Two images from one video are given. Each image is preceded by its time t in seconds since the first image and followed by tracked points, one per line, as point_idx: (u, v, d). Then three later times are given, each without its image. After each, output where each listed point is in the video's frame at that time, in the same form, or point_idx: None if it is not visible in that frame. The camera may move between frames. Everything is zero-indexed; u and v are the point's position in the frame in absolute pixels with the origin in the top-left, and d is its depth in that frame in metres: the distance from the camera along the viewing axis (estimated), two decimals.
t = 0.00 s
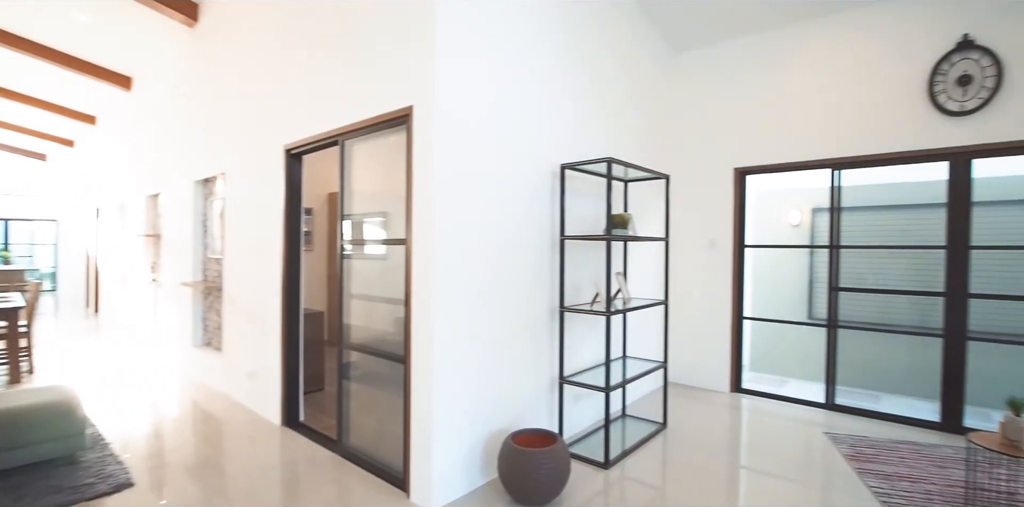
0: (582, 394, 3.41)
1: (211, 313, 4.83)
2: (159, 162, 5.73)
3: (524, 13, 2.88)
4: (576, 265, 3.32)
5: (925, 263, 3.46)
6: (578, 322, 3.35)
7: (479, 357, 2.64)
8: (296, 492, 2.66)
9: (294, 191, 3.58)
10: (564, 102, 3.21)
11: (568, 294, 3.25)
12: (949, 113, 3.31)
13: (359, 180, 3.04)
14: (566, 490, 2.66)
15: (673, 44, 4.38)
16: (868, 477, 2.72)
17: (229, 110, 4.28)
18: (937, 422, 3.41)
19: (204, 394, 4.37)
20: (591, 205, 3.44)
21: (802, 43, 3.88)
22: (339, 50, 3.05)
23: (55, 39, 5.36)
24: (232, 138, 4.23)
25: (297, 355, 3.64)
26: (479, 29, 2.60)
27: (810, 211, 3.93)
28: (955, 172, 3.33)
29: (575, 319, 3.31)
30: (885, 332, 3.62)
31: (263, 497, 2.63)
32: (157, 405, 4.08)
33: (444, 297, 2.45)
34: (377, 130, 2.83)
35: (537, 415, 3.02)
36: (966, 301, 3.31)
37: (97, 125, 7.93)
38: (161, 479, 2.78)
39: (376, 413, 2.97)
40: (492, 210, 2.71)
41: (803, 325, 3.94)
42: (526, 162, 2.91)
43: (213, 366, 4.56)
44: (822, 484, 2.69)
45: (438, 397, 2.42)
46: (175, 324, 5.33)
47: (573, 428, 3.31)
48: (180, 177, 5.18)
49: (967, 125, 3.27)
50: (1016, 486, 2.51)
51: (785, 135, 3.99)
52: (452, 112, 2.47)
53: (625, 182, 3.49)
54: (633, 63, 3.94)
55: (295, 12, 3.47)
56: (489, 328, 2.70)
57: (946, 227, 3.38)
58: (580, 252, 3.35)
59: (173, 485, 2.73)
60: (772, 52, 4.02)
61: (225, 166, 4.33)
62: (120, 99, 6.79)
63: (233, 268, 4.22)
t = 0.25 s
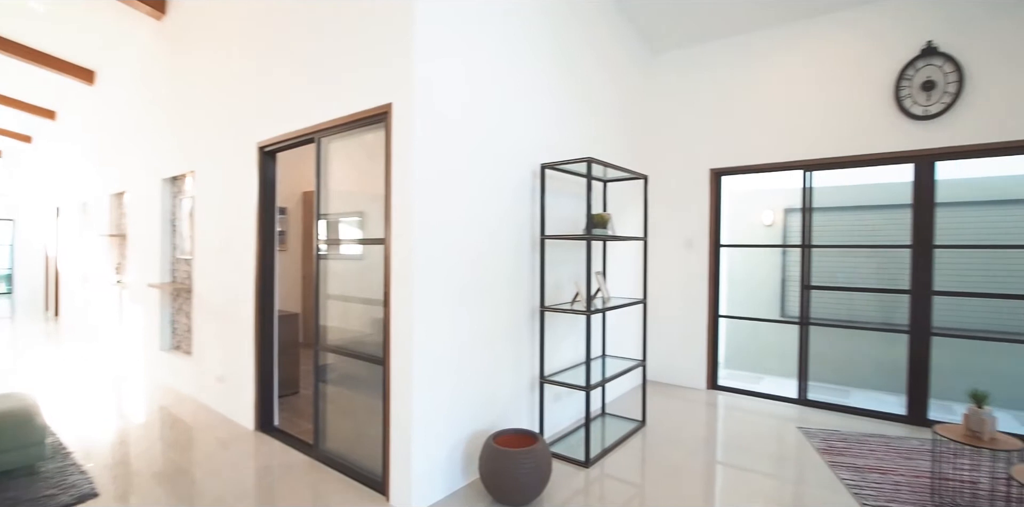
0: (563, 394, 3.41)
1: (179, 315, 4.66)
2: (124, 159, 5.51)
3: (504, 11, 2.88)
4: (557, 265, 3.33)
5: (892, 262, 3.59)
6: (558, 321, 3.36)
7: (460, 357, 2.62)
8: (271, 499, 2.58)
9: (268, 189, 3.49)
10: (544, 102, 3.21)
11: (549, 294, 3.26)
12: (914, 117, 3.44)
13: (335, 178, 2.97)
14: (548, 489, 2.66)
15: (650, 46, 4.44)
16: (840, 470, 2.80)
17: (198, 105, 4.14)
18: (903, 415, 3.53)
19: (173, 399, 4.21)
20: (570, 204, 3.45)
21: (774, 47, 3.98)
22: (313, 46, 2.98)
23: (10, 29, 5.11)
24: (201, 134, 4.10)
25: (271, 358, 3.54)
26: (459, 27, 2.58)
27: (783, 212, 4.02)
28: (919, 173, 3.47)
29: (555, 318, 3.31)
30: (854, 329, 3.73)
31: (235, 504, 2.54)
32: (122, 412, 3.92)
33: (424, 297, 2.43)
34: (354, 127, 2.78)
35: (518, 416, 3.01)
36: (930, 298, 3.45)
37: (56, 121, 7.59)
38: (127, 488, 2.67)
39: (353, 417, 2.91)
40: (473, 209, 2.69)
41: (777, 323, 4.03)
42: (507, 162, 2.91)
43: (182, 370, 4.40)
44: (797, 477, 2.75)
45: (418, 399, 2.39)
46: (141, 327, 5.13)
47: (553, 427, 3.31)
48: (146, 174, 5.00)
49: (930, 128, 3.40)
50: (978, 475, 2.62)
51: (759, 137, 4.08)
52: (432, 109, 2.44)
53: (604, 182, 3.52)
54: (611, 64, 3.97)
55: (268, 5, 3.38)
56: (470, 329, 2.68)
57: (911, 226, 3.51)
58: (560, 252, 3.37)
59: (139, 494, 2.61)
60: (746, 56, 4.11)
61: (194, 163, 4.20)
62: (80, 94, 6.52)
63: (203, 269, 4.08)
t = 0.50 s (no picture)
0: (542, 393, 3.42)
1: (145, 318, 4.49)
2: (85, 156, 5.28)
3: (483, 10, 2.86)
4: (536, 265, 3.33)
5: (859, 261, 3.71)
6: (537, 321, 3.36)
7: (439, 359, 2.60)
8: None
9: (239, 188, 3.39)
10: (522, 102, 3.21)
11: (528, 294, 3.26)
12: (879, 121, 3.57)
13: (309, 177, 2.90)
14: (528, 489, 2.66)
15: (626, 49, 4.49)
16: (811, 463, 2.88)
17: (165, 100, 4.00)
18: (870, 409, 3.66)
19: (138, 406, 4.05)
20: (549, 204, 3.46)
21: (747, 51, 4.07)
22: (286, 41, 2.90)
23: None
24: (168, 130, 3.95)
25: (243, 362, 3.44)
26: (438, 25, 2.56)
27: (755, 212, 4.12)
28: (884, 176, 3.60)
29: (535, 318, 3.31)
30: (823, 326, 3.84)
31: None
32: (83, 419, 3.75)
33: (403, 298, 2.39)
34: (330, 125, 2.72)
35: (498, 416, 3.01)
36: (894, 296, 3.58)
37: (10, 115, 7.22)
38: (90, 499, 2.55)
39: (330, 420, 2.85)
40: (452, 209, 2.67)
41: (749, 321, 4.13)
42: (486, 161, 2.90)
43: (148, 375, 4.24)
44: (770, 471, 2.82)
45: (397, 402, 2.36)
46: (103, 331, 4.92)
47: (533, 427, 3.31)
48: (108, 172, 4.80)
49: (894, 132, 3.54)
50: (940, 465, 2.73)
51: (733, 139, 4.17)
52: (411, 108, 2.42)
53: (582, 182, 3.54)
54: (588, 65, 4.00)
55: None
56: (449, 329, 2.66)
57: (877, 227, 3.64)
58: (539, 252, 3.37)
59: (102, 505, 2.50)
60: (719, 59, 4.20)
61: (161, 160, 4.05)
62: (37, 87, 6.22)
63: (170, 270, 3.94)
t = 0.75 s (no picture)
0: (522, 394, 3.42)
1: (109, 322, 4.32)
2: (44, 152, 5.05)
3: (462, 9, 2.85)
4: (516, 265, 3.34)
5: (828, 261, 3.83)
6: (517, 322, 3.37)
7: (419, 360, 2.58)
8: None
9: (210, 187, 3.29)
10: (501, 102, 3.21)
11: (508, 294, 3.26)
12: (847, 126, 3.69)
13: (283, 176, 2.84)
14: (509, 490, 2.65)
15: (603, 51, 4.53)
16: (784, 458, 2.96)
17: (130, 96, 3.86)
18: (839, 404, 3.78)
19: (103, 413, 3.90)
20: (529, 205, 3.47)
21: (721, 56, 4.15)
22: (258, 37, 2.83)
23: None
24: (134, 127, 3.82)
25: (215, 365, 3.35)
26: (416, 24, 2.54)
27: (729, 214, 4.21)
28: (851, 179, 3.73)
29: (514, 318, 3.32)
30: (794, 324, 3.95)
31: None
32: (43, 428, 3.59)
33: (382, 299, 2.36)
34: (306, 123, 2.67)
35: (478, 417, 3.00)
36: (861, 295, 3.71)
37: None
38: None
39: (306, 424, 2.79)
40: (432, 209, 2.65)
41: (723, 320, 4.22)
42: (465, 162, 2.89)
43: (113, 381, 4.08)
44: (745, 466, 2.89)
45: (376, 405, 2.33)
46: (64, 335, 4.72)
47: (513, 428, 3.31)
48: (69, 170, 4.60)
49: (861, 137, 3.66)
50: (905, 457, 2.84)
51: (707, 142, 4.25)
52: (390, 106, 2.39)
53: (561, 183, 3.56)
54: (567, 67, 4.02)
55: None
56: (428, 330, 2.64)
57: (845, 228, 3.76)
58: (519, 253, 3.38)
59: None
60: (694, 63, 4.27)
61: (126, 158, 3.90)
62: None
63: (137, 271, 3.80)
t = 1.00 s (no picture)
0: (501, 394, 3.42)
1: (70, 325, 4.14)
2: None
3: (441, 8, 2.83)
4: (496, 266, 3.34)
5: (798, 261, 3.95)
6: (497, 322, 3.36)
7: (398, 362, 2.55)
8: None
9: (179, 185, 3.19)
10: (480, 102, 3.21)
11: (488, 295, 3.26)
12: (816, 130, 3.81)
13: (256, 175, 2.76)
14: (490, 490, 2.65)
15: (581, 53, 4.56)
16: (757, 452, 3.04)
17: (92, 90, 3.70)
18: (808, 399, 3.91)
19: (64, 421, 3.74)
20: (508, 205, 3.47)
21: (696, 59, 4.23)
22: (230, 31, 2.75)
23: None
24: (97, 122, 3.67)
25: (184, 369, 3.24)
26: (395, 22, 2.51)
27: (703, 214, 4.30)
28: (820, 181, 3.86)
29: (494, 319, 3.31)
30: (767, 322, 4.06)
31: None
32: None
33: (361, 301, 2.33)
34: (280, 121, 2.60)
35: (458, 418, 2.99)
36: (829, 293, 3.84)
37: None
38: None
39: (281, 429, 2.73)
40: (411, 209, 2.63)
41: (699, 318, 4.30)
42: (445, 162, 2.87)
43: (75, 387, 3.91)
44: (721, 461, 2.95)
45: (355, 408, 2.29)
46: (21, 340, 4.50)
47: (492, 428, 3.31)
48: (26, 166, 4.39)
49: (829, 140, 3.78)
50: (873, 448, 2.95)
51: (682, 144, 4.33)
52: (368, 105, 2.35)
53: (540, 183, 3.57)
54: (545, 68, 4.03)
55: None
56: (408, 332, 2.62)
57: (814, 228, 3.89)
58: (499, 253, 3.38)
59: None
60: (670, 66, 4.34)
61: (88, 155, 3.75)
62: None
63: (101, 273, 3.66)
